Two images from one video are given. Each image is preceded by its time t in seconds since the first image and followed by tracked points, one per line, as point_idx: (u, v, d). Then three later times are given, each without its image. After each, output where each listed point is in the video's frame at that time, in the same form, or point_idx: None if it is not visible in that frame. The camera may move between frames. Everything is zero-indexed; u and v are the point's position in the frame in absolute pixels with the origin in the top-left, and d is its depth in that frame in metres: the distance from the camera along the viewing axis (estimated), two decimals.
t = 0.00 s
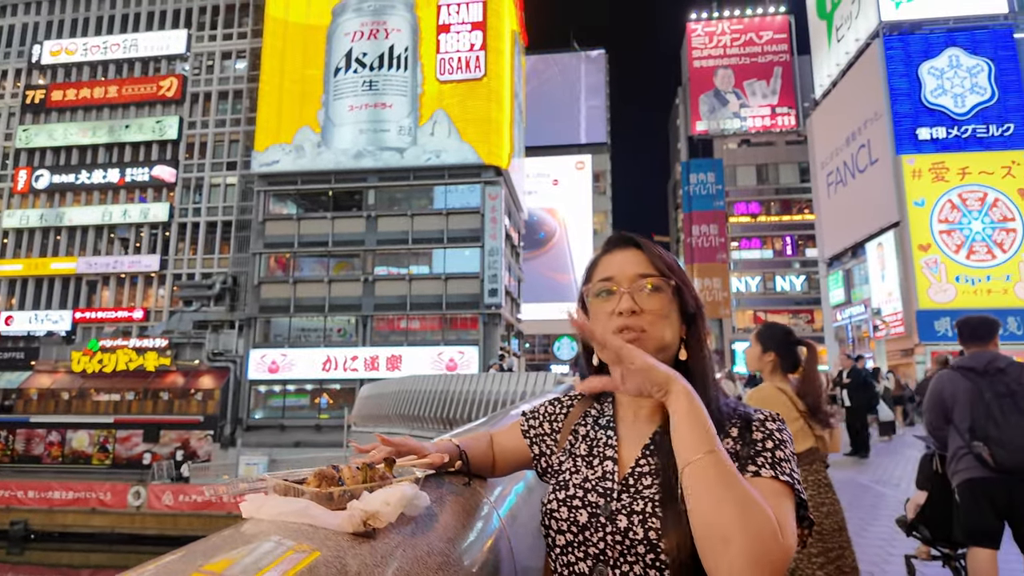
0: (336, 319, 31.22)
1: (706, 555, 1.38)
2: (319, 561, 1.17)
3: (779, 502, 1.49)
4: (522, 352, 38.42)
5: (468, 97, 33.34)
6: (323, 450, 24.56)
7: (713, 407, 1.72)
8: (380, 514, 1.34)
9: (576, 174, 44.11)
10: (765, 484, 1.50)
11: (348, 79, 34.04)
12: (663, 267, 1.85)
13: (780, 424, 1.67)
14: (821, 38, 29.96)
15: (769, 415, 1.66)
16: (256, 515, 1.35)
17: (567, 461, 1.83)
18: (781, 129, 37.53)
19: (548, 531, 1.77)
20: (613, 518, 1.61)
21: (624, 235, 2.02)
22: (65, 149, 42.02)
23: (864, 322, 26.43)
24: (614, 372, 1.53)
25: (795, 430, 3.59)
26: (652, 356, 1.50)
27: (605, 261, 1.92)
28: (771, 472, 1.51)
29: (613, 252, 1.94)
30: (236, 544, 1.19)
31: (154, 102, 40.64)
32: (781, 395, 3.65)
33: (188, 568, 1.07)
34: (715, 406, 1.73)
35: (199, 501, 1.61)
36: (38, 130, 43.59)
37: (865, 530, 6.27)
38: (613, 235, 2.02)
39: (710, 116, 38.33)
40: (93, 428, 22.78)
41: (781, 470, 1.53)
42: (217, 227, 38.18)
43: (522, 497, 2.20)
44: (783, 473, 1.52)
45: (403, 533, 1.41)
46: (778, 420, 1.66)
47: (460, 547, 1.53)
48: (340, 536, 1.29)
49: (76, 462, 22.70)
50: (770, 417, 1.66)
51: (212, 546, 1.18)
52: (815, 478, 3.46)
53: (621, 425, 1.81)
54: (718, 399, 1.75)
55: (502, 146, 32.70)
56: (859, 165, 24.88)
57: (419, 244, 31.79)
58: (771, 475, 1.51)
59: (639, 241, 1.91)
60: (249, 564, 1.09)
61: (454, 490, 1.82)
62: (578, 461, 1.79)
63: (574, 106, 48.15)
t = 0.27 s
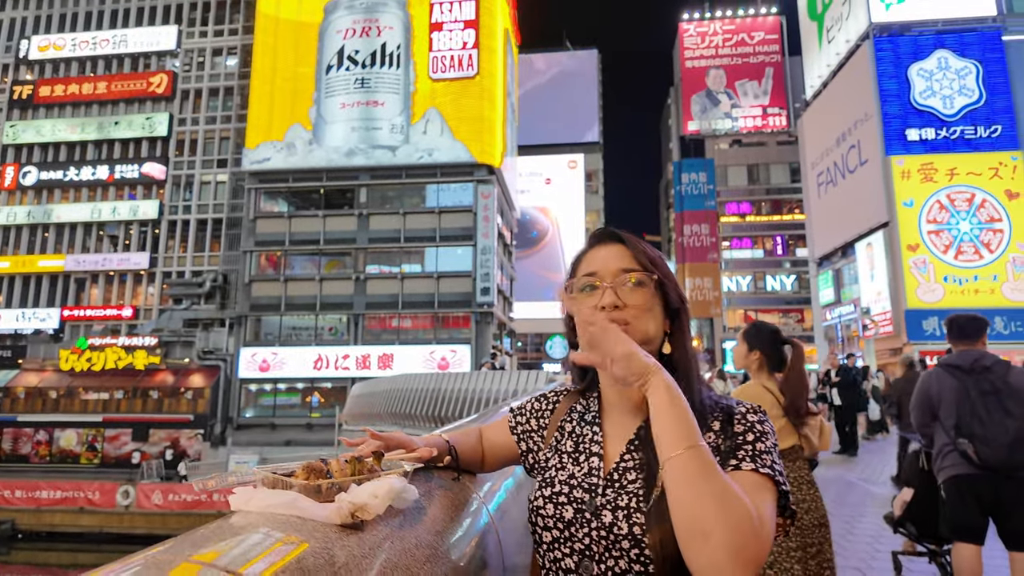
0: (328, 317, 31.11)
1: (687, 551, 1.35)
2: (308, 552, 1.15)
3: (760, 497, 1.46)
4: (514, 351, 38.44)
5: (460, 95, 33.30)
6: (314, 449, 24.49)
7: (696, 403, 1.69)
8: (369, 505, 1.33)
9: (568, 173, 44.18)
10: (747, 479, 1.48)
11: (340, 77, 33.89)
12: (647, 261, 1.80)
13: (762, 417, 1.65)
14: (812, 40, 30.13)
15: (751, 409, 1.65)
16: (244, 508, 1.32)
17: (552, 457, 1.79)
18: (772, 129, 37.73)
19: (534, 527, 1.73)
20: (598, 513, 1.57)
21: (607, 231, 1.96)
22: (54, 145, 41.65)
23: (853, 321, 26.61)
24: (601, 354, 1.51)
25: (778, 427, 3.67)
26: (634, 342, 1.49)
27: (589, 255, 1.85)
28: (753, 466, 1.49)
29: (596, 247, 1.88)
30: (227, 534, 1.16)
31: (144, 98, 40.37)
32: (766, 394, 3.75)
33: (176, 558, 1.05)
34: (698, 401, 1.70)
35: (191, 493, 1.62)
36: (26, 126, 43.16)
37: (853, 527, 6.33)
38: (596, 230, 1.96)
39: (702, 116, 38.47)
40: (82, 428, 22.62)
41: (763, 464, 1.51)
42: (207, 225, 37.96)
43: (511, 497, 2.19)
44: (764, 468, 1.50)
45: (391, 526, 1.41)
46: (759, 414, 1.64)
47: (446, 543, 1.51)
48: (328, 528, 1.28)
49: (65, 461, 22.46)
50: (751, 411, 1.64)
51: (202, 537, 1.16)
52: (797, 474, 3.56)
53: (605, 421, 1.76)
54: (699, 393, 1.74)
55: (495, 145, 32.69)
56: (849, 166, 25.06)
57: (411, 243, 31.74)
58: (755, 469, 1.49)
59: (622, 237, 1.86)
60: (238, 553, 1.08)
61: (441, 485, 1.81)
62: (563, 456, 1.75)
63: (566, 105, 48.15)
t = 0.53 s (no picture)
0: (319, 315, 31.03)
1: (668, 547, 1.33)
2: (299, 542, 1.12)
3: (743, 493, 1.43)
4: (506, 348, 38.45)
5: (453, 93, 33.22)
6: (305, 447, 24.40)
7: (681, 395, 1.65)
8: (360, 494, 1.32)
9: (560, 172, 44.24)
10: (730, 473, 1.45)
11: (332, 73, 33.55)
12: (633, 254, 1.73)
13: (750, 409, 1.62)
14: (803, 39, 30.30)
15: (737, 401, 1.62)
16: (235, 498, 1.31)
17: (541, 449, 1.75)
18: (764, 128, 37.89)
19: (523, 519, 1.70)
20: (586, 506, 1.54)
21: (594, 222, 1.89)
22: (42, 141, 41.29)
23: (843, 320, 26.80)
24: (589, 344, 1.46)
25: (765, 422, 3.68)
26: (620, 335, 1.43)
27: (576, 247, 1.79)
28: (736, 460, 1.46)
29: (583, 239, 1.82)
30: (217, 524, 1.14)
31: (133, 94, 40.02)
32: (755, 389, 3.77)
33: (168, 546, 1.03)
34: (683, 392, 1.67)
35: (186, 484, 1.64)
36: (13, 120, 42.70)
37: (841, 522, 6.39)
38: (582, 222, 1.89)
39: (694, 115, 38.52)
40: (70, 425, 22.46)
41: (747, 459, 1.47)
42: (197, 221, 37.67)
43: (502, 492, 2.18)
44: (748, 462, 1.47)
45: (383, 516, 1.39)
46: (746, 406, 1.61)
47: (437, 536, 1.49)
48: (319, 517, 1.26)
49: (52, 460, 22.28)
50: (736, 403, 1.61)
51: (192, 526, 1.14)
52: (785, 467, 3.55)
53: (595, 413, 1.72)
54: (686, 384, 1.70)
55: (487, 142, 32.64)
56: (840, 165, 25.25)
57: (403, 240, 31.69)
58: (740, 463, 1.45)
59: (607, 228, 1.80)
60: (230, 541, 1.05)
61: (433, 477, 1.80)
62: (551, 449, 1.72)
63: (559, 104, 48.20)
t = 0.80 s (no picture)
0: (312, 310, 31.00)
1: (651, 534, 1.30)
2: (288, 523, 1.12)
3: (725, 483, 1.40)
4: (499, 344, 38.48)
5: (446, 88, 33.15)
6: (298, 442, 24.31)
7: (667, 383, 1.62)
8: (351, 477, 1.33)
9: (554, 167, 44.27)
10: (715, 463, 1.41)
11: (324, 67, 33.50)
12: (620, 241, 1.69)
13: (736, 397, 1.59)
14: (796, 37, 30.41)
15: (723, 388, 1.59)
16: (225, 479, 1.32)
17: (529, 435, 1.72)
18: (756, 125, 37.99)
19: (511, 502, 1.67)
20: (572, 490, 1.51)
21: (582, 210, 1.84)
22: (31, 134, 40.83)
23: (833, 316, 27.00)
24: (579, 328, 1.42)
25: (757, 414, 3.77)
26: (609, 316, 1.38)
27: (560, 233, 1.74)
28: (723, 449, 1.43)
29: (571, 226, 1.77)
30: (206, 504, 1.14)
31: (123, 87, 39.72)
32: (747, 380, 3.83)
33: (156, 524, 1.03)
34: (670, 380, 1.63)
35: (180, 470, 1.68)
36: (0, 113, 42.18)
37: (830, 514, 6.48)
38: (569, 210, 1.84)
39: (687, 112, 38.69)
40: (59, 420, 22.17)
41: (734, 449, 1.44)
42: (188, 216, 37.42)
43: (491, 481, 2.22)
44: (735, 452, 1.43)
45: (374, 498, 1.41)
46: (733, 395, 1.58)
47: (425, 522, 1.49)
48: (309, 498, 1.27)
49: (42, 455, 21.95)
50: (722, 391, 1.58)
51: (180, 507, 1.14)
52: (775, 461, 3.67)
53: (582, 398, 1.68)
54: (673, 371, 1.67)
55: (481, 137, 32.60)
56: (831, 162, 25.39)
57: (396, 235, 31.61)
58: (725, 452, 1.42)
59: (593, 216, 1.75)
60: (222, 519, 1.06)
61: (424, 464, 1.80)
62: (538, 435, 1.69)
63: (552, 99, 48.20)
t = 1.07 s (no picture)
0: (305, 303, 30.82)
1: (635, 514, 1.30)
2: (279, 505, 1.11)
3: (708, 463, 1.39)
4: (492, 337, 38.51)
5: (440, 80, 33.00)
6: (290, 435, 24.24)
7: (653, 366, 1.60)
8: (341, 458, 1.33)
9: (547, 160, 44.25)
10: (699, 444, 1.40)
11: (317, 58, 33.30)
12: (604, 229, 1.67)
13: (720, 380, 1.58)
14: (789, 31, 30.44)
15: (709, 371, 1.57)
16: (216, 460, 1.32)
17: (519, 420, 1.71)
18: (750, 119, 37.94)
19: (500, 485, 1.66)
20: (560, 471, 1.49)
21: (569, 198, 1.81)
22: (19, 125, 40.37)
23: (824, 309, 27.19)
24: (562, 312, 1.41)
25: (750, 404, 3.76)
26: (593, 300, 1.37)
27: (547, 220, 1.73)
28: (707, 430, 1.42)
29: (558, 214, 1.76)
30: (198, 483, 1.14)
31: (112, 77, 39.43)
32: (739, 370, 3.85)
33: (147, 501, 1.04)
34: (655, 363, 1.62)
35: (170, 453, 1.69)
36: None
37: (820, 503, 6.57)
38: (556, 199, 1.82)
39: (681, 105, 38.74)
40: (50, 415, 21.96)
41: (717, 429, 1.43)
42: (179, 208, 37.11)
43: (483, 467, 2.24)
44: (718, 432, 1.43)
45: (364, 478, 1.40)
46: (718, 377, 1.57)
47: (416, 506, 1.48)
48: (300, 479, 1.27)
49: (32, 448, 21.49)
50: (707, 374, 1.57)
51: (173, 485, 1.14)
52: (765, 449, 3.72)
53: (573, 382, 1.67)
54: (660, 356, 1.64)
55: (474, 130, 32.49)
56: (824, 156, 25.49)
57: (389, 228, 31.53)
58: (708, 434, 1.41)
59: (577, 204, 1.74)
60: (215, 498, 1.07)
61: (414, 447, 1.80)
62: (527, 418, 1.67)
63: (546, 92, 48.13)
